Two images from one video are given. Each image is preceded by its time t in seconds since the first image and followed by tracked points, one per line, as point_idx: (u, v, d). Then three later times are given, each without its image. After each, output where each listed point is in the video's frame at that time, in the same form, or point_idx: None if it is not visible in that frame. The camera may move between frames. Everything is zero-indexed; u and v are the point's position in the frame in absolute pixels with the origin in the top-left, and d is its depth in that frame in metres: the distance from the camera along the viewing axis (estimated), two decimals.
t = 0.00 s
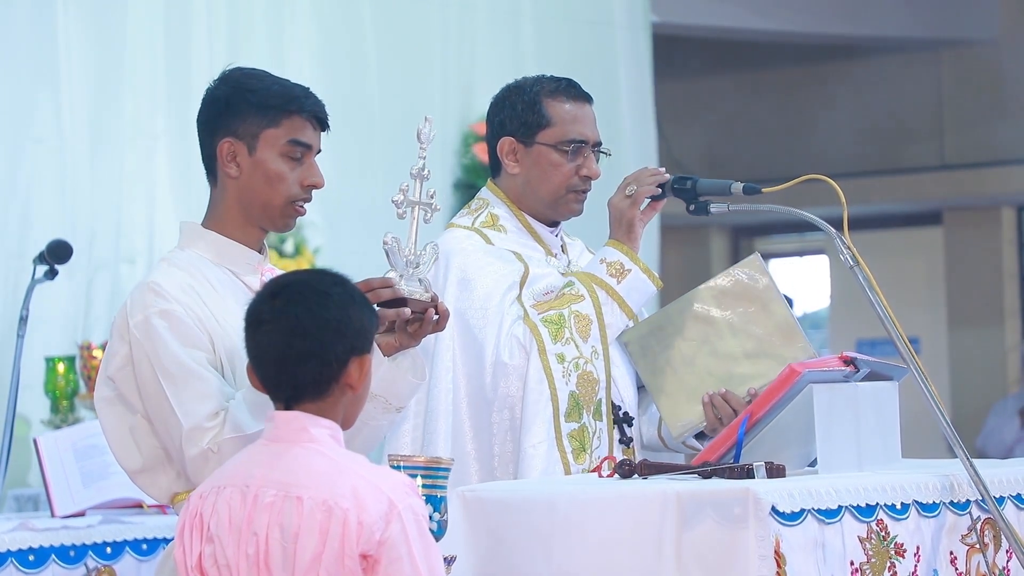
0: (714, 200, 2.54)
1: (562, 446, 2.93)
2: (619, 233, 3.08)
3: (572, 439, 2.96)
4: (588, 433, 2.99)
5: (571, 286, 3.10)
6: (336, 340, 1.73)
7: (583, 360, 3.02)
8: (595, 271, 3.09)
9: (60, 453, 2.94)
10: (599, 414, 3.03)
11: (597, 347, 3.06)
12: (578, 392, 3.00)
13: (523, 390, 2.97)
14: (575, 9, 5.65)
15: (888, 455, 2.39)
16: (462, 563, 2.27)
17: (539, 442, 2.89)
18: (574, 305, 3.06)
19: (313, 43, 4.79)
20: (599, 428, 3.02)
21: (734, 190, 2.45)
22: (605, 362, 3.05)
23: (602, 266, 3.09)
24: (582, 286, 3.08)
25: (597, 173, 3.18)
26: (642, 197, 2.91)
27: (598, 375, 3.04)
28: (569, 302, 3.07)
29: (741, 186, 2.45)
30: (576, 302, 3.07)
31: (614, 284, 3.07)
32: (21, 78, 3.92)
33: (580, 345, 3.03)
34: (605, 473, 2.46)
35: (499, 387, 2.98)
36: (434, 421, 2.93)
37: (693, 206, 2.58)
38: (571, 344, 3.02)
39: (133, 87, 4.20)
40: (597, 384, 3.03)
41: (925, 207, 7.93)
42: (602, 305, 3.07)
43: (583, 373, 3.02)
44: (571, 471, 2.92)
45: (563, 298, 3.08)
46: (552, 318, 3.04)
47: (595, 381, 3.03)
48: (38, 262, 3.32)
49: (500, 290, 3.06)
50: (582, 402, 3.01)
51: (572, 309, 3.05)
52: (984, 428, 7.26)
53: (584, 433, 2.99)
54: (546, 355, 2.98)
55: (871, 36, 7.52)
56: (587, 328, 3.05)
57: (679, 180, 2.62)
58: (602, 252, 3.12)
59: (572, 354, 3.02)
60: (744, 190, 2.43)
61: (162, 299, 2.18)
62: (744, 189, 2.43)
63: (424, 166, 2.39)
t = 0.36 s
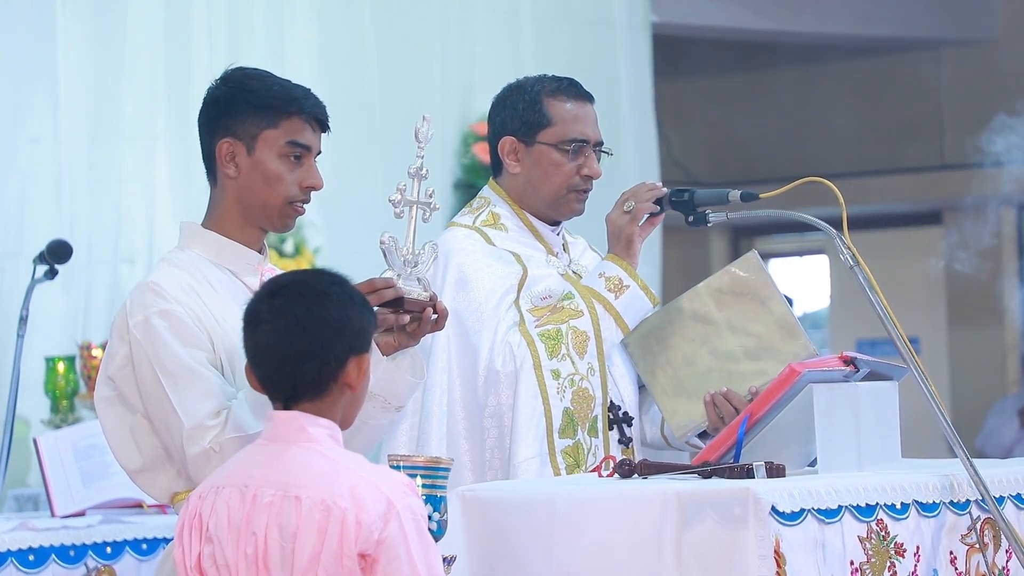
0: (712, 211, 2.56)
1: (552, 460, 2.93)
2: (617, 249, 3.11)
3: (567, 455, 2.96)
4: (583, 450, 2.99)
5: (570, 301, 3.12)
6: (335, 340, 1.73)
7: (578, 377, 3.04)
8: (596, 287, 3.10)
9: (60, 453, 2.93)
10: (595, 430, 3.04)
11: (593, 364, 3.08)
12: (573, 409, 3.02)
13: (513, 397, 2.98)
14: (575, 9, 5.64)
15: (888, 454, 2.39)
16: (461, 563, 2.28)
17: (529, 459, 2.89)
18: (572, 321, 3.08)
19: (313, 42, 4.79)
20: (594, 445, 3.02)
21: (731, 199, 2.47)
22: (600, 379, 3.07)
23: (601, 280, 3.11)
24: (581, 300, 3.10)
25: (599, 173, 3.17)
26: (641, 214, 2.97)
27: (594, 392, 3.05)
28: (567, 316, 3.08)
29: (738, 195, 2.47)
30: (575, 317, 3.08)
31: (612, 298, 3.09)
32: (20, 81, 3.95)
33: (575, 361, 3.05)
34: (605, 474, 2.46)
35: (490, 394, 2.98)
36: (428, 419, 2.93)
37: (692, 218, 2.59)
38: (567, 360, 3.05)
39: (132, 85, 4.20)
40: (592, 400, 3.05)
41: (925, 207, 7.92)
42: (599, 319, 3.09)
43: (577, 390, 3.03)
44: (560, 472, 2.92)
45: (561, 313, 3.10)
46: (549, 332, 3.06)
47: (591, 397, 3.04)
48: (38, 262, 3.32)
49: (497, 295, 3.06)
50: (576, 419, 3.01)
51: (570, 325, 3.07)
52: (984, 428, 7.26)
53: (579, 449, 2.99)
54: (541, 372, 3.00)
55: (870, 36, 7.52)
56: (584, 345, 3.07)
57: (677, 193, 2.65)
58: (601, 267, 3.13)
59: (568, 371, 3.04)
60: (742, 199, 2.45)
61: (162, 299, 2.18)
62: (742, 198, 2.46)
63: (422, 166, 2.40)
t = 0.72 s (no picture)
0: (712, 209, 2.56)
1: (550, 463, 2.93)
2: (618, 253, 3.09)
3: (563, 460, 2.97)
4: (581, 455, 3.00)
5: (571, 305, 3.12)
6: (333, 339, 1.73)
7: (577, 382, 3.04)
8: (596, 289, 3.10)
9: (60, 453, 2.93)
10: (594, 436, 3.06)
11: (592, 368, 3.08)
12: (571, 413, 3.02)
13: (510, 396, 2.97)
14: (575, 8, 5.64)
15: (888, 455, 2.38)
16: (461, 563, 2.28)
17: (524, 463, 2.89)
18: (572, 325, 3.08)
19: (312, 41, 4.79)
20: (592, 449, 3.04)
21: (732, 199, 2.47)
22: (600, 384, 3.07)
23: (601, 284, 3.10)
24: (581, 305, 3.11)
25: (600, 173, 3.16)
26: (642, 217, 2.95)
27: (593, 397, 3.05)
28: (567, 321, 3.09)
29: (737, 195, 2.48)
30: (575, 322, 3.09)
31: (612, 302, 3.08)
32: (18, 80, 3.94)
33: (575, 367, 3.05)
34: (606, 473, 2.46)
35: (487, 395, 2.98)
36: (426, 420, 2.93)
37: (692, 217, 2.58)
38: (566, 364, 3.05)
39: (130, 85, 4.20)
40: (591, 406, 3.05)
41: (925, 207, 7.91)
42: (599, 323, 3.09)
43: (576, 395, 3.04)
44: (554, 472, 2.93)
45: (562, 316, 3.10)
46: (550, 336, 3.06)
47: (590, 403, 3.05)
48: (37, 262, 3.32)
49: (496, 296, 3.06)
50: (574, 423, 3.02)
51: (570, 329, 3.07)
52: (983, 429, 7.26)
53: (577, 454, 3.00)
54: (540, 376, 3.00)
55: (871, 36, 7.51)
56: (584, 350, 3.07)
57: (677, 192, 2.63)
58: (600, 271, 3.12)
59: (567, 375, 3.04)
60: (741, 198, 2.46)
61: (162, 299, 2.17)
62: (742, 197, 2.46)
63: (420, 166, 2.39)
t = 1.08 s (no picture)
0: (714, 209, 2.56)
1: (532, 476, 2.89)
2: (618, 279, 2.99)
3: (548, 474, 2.92)
4: (567, 468, 2.95)
5: (559, 318, 3.06)
6: (330, 340, 1.72)
7: (563, 396, 3.00)
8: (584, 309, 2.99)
9: (60, 454, 2.93)
10: (582, 450, 3.00)
11: (580, 383, 3.03)
12: (556, 427, 2.97)
13: (488, 411, 2.92)
14: (575, 8, 5.63)
15: (888, 455, 2.38)
16: (461, 563, 2.28)
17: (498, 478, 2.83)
18: (558, 340, 3.03)
19: (312, 42, 4.79)
20: (577, 464, 2.98)
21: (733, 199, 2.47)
22: (587, 399, 3.02)
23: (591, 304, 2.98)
24: (569, 318, 3.05)
25: (604, 175, 3.15)
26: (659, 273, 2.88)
27: (580, 411, 3.01)
28: (552, 336, 3.03)
29: (738, 195, 2.48)
30: (562, 336, 3.03)
31: (598, 326, 2.97)
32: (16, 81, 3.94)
33: (560, 381, 3.00)
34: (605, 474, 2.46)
35: (471, 407, 2.93)
36: (420, 418, 2.90)
37: (693, 216, 2.57)
38: (552, 378, 3.00)
39: (128, 86, 4.19)
40: (578, 419, 3.00)
41: (926, 207, 7.90)
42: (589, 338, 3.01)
43: (561, 409, 2.99)
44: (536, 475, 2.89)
45: (550, 330, 3.05)
46: (535, 350, 3.01)
47: (576, 417, 3.00)
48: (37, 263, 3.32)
49: (486, 306, 3.02)
50: (560, 437, 2.97)
51: (555, 344, 3.02)
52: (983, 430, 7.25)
53: (562, 468, 2.95)
54: (523, 390, 2.95)
55: (870, 37, 7.51)
56: (569, 365, 3.01)
57: (677, 192, 2.58)
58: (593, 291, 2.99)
59: (552, 390, 2.99)
60: (742, 198, 2.45)
61: (162, 298, 2.17)
62: (742, 197, 2.46)
63: (418, 166, 2.39)
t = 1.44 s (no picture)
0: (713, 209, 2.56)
1: (539, 474, 2.89)
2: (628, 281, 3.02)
3: (555, 470, 2.93)
4: (573, 466, 2.95)
5: (565, 316, 3.06)
6: (330, 339, 1.72)
7: (569, 393, 2.99)
8: (589, 306, 3.01)
9: (60, 454, 2.93)
10: (587, 447, 3.00)
11: (586, 380, 3.03)
12: (563, 425, 2.97)
13: (496, 408, 2.91)
14: (574, 8, 5.63)
15: (888, 455, 2.38)
16: (461, 563, 2.28)
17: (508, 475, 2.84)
18: (565, 336, 3.03)
19: (311, 41, 4.79)
20: (583, 461, 2.98)
21: (732, 199, 2.47)
22: (593, 396, 3.02)
23: (598, 300, 3.01)
24: (575, 314, 3.06)
25: (606, 177, 3.15)
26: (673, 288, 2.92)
27: (586, 408, 3.01)
28: (559, 332, 3.03)
29: (738, 195, 2.47)
30: (568, 333, 3.03)
31: (603, 321, 2.98)
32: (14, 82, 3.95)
33: (567, 378, 3.00)
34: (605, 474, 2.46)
35: (475, 406, 2.92)
36: (422, 416, 2.89)
37: (693, 216, 2.57)
38: (558, 375, 3.00)
39: (126, 86, 4.19)
40: (583, 417, 3.00)
41: (925, 207, 7.89)
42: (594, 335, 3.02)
43: (568, 406, 2.99)
44: (543, 473, 2.89)
45: (555, 327, 3.05)
46: (542, 347, 3.01)
47: (582, 414, 3.00)
48: (37, 263, 3.32)
49: (491, 304, 3.03)
50: (566, 434, 2.97)
51: (563, 339, 3.02)
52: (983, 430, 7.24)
53: (568, 465, 2.95)
54: (530, 387, 2.95)
55: (869, 37, 7.50)
56: (576, 362, 3.01)
57: (677, 192, 2.59)
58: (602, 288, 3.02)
59: (558, 387, 2.99)
60: (742, 198, 2.45)
61: (162, 298, 2.17)
62: (742, 197, 2.46)
63: (415, 164, 2.40)
